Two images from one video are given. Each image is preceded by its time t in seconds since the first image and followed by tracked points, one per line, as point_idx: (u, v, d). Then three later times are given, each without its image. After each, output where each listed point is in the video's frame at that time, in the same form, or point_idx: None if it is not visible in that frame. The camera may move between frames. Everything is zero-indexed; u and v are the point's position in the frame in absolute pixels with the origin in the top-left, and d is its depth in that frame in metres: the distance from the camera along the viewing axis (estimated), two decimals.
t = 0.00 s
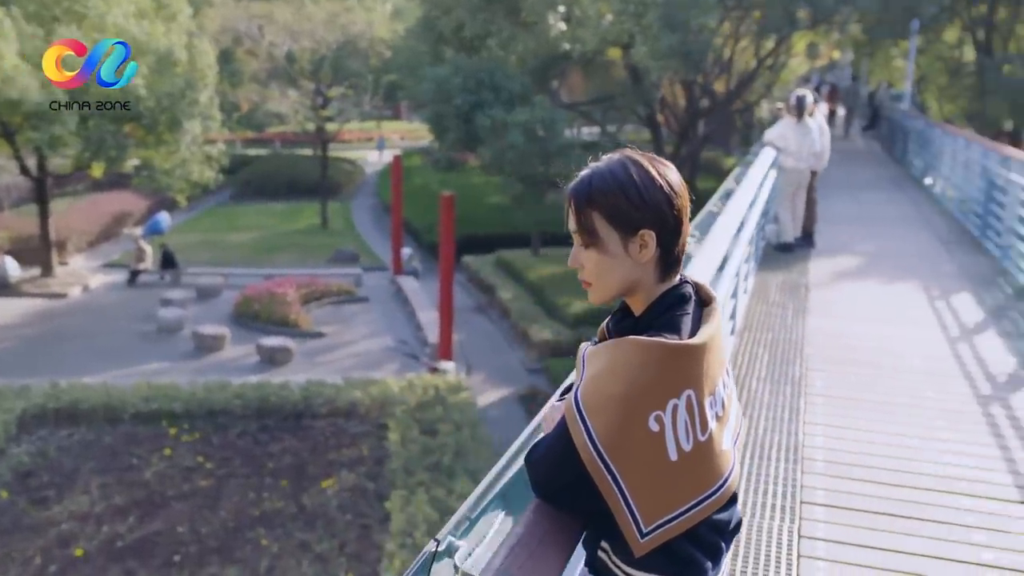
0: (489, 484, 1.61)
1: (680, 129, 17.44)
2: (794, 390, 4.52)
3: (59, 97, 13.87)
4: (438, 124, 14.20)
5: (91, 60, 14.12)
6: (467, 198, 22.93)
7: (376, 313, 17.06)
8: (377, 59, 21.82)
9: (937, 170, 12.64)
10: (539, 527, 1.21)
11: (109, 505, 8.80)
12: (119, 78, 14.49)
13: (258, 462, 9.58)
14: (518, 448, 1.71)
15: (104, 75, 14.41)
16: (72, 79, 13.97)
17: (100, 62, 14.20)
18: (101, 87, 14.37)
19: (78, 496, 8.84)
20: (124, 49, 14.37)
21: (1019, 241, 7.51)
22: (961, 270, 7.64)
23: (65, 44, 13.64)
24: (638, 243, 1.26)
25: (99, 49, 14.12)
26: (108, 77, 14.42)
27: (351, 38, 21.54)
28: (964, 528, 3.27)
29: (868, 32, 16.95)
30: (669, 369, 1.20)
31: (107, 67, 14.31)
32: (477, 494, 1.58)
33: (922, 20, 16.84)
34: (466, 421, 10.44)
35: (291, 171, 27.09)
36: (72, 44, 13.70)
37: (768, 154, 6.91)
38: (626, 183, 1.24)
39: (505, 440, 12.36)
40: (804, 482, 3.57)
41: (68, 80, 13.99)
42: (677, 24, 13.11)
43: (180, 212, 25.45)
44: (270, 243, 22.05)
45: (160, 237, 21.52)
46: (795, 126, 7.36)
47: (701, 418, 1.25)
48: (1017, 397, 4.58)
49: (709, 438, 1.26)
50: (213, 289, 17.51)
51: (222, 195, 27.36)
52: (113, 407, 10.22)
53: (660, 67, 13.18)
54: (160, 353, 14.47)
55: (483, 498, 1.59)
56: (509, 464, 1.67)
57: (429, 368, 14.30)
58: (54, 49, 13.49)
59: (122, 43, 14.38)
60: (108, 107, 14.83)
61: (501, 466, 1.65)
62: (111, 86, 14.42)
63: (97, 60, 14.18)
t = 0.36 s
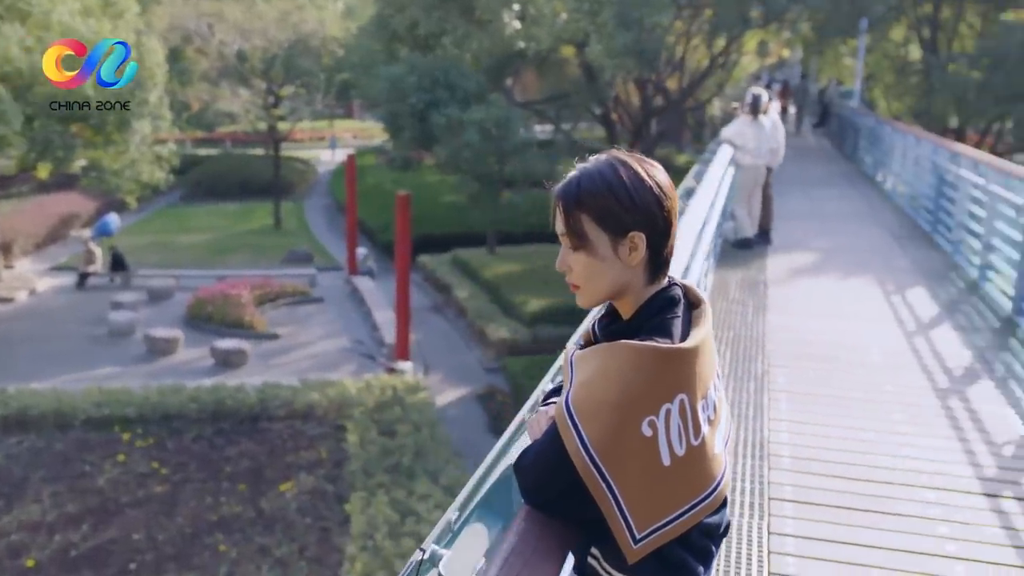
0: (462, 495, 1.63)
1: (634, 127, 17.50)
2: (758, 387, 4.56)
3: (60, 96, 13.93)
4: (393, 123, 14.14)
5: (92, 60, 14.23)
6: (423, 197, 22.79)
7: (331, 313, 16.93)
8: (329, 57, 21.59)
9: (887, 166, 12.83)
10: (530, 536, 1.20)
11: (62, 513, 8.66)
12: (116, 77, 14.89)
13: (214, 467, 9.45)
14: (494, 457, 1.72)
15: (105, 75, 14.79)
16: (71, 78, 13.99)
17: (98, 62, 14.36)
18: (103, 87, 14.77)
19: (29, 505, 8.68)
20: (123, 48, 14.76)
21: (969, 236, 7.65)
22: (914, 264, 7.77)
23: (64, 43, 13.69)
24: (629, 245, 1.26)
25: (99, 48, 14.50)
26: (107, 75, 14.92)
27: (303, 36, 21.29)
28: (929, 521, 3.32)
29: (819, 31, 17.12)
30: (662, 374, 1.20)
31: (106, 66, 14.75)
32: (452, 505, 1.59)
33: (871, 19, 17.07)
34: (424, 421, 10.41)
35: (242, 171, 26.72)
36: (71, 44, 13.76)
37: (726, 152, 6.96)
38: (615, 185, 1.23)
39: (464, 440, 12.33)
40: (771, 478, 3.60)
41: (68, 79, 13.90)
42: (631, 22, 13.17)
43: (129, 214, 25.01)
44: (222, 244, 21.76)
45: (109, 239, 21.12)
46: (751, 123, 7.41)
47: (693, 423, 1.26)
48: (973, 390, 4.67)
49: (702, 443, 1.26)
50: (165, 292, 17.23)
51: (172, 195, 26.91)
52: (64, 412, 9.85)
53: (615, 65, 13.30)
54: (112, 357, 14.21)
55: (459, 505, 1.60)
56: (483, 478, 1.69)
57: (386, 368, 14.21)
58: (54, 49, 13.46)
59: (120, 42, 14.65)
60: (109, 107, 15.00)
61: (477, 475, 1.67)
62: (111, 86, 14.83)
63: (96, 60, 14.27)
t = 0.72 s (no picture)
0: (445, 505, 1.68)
1: (589, 125, 17.54)
2: (723, 384, 4.60)
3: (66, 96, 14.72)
4: (350, 122, 14.07)
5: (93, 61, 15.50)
6: (379, 197, 22.64)
7: (288, 314, 16.77)
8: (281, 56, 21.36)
9: (841, 163, 12.99)
10: (523, 542, 1.19)
11: (14, 523, 8.49)
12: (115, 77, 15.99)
13: (171, 472, 9.30)
14: (475, 467, 1.76)
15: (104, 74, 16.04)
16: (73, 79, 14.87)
17: (98, 64, 15.61)
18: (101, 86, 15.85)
19: None
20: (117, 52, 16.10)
21: (924, 232, 7.76)
22: (870, 260, 7.88)
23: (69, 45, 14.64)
24: (620, 246, 1.27)
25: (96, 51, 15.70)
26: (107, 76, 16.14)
27: (255, 34, 21.03)
28: (897, 514, 3.36)
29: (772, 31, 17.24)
30: (657, 377, 1.20)
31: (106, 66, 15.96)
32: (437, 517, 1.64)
33: (821, 19, 17.30)
34: (385, 421, 10.33)
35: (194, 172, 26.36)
36: (72, 45, 14.72)
37: (685, 149, 7.01)
38: (603, 185, 1.24)
39: (423, 441, 12.28)
40: (739, 475, 3.63)
41: (68, 80, 14.77)
42: (586, 21, 13.20)
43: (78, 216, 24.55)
44: (174, 246, 21.44)
45: (57, 242, 20.71)
46: (707, 120, 7.43)
47: (688, 426, 1.26)
48: (933, 383, 4.74)
49: (697, 446, 1.25)
50: (116, 295, 16.92)
51: (122, 197, 26.48)
52: (14, 419, 9.64)
53: (572, 64, 13.22)
54: (63, 362, 13.93)
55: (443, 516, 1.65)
56: (464, 490, 1.74)
57: (345, 368, 14.10)
58: (55, 50, 14.29)
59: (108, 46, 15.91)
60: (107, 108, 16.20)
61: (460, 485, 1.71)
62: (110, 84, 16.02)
63: (96, 62, 15.53)
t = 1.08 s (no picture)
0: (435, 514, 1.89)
1: (550, 124, 17.55)
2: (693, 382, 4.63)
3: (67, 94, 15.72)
4: (312, 121, 14.30)
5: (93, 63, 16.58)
6: (339, 197, 22.51)
7: (249, 316, 16.62)
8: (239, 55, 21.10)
9: (801, 160, 13.10)
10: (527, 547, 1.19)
11: None
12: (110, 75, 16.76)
13: (132, 478, 9.19)
14: (461, 480, 1.97)
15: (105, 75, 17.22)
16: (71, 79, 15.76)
17: (100, 63, 16.71)
18: (100, 83, 16.74)
19: None
20: (120, 51, 16.95)
21: (885, 228, 7.86)
22: (833, 256, 7.97)
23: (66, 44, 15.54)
24: (620, 248, 1.27)
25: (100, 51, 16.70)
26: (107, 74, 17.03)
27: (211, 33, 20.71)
28: (870, 509, 3.39)
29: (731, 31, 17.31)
30: (660, 381, 1.20)
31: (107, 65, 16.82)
32: (426, 526, 1.84)
33: (780, 18, 17.44)
34: (350, 422, 10.22)
35: (150, 172, 26.01)
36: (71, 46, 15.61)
37: (650, 149, 7.03)
38: (602, 188, 1.25)
39: (388, 442, 12.23)
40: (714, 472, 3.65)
41: (67, 78, 15.60)
42: (548, 19, 13.20)
43: (32, 218, 24.11)
44: (131, 247, 21.16)
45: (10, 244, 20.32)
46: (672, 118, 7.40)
47: (690, 430, 1.25)
48: (899, 377, 4.80)
49: (699, 449, 1.25)
50: (73, 298, 16.64)
51: (77, 198, 26.06)
52: None
53: (535, 62, 13.18)
54: (19, 367, 13.67)
55: (434, 523, 1.86)
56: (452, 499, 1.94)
57: (308, 370, 14.02)
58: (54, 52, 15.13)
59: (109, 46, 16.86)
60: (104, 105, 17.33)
61: (446, 495, 1.92)
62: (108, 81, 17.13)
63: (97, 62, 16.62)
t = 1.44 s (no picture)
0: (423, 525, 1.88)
1: (511, 123, 17.50)
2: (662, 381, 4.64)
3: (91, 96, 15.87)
4: (270, 121, 13.91)
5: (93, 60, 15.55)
6: (298, 197, 22.31)
7: (208, 318, 16.40)
8: (195, 54, 20.77)
9: (761, 158, 13.20)
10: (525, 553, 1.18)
11: None
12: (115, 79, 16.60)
13: (91, 484, 9.05)
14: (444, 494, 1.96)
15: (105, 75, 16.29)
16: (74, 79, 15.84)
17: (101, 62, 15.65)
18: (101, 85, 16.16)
19: None
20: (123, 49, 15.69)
21: (846, 225, 7.95)
22: (795, 253, 8.04)
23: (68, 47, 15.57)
24: (614, 250, 1.25)
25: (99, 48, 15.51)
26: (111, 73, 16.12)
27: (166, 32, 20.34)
28: (841, 504, 3.42)
29: (689, 30, 17.37)
30: (660, 386, 1.19)
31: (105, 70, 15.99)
32: (417, 535, 1.84)
33: (738, 17, 17.54)
34: (313, 424, 10.13)
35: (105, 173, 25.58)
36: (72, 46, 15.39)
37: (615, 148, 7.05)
38: (598, 189, 1.23)
39: (351, 445, 12.13)
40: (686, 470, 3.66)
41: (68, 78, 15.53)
42: (509, 18, 13.18)
43: None
44: (86, 250, 20.79)
45: None
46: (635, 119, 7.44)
47: (690, 433, 1.24)
48: (865, 373, 4.86)
49: (699, 453, 1.24)
50: (25, 302, 16.30)
51: (28, 200, 25.51)
52: None
53: (496, 61, 13.23)
54: None
55: (423, 536, 1.85)
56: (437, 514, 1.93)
57: (269, 373, 13.90)
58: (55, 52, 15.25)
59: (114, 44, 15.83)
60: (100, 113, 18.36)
61: (432, 508, 1.92)
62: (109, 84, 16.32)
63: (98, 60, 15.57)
